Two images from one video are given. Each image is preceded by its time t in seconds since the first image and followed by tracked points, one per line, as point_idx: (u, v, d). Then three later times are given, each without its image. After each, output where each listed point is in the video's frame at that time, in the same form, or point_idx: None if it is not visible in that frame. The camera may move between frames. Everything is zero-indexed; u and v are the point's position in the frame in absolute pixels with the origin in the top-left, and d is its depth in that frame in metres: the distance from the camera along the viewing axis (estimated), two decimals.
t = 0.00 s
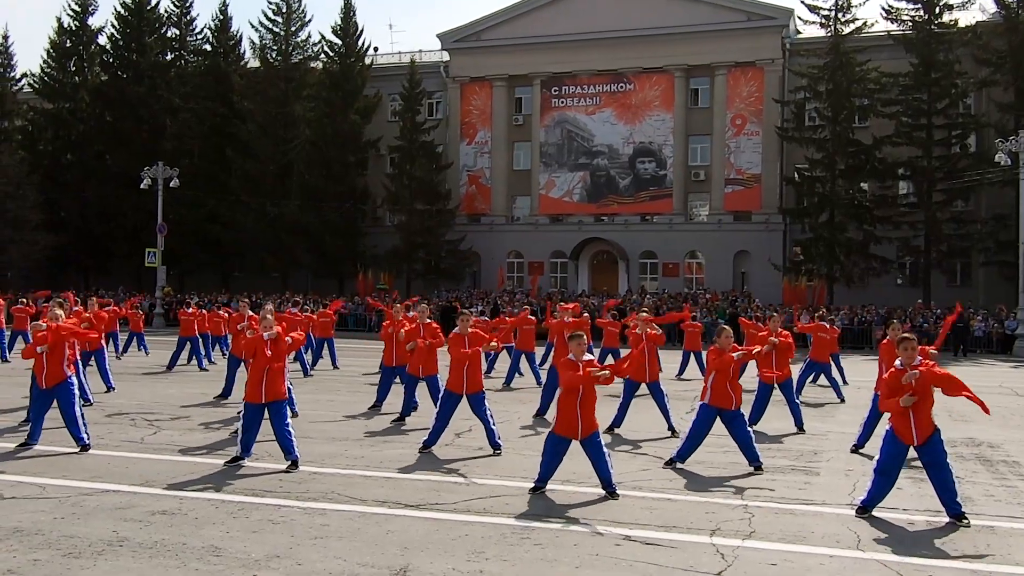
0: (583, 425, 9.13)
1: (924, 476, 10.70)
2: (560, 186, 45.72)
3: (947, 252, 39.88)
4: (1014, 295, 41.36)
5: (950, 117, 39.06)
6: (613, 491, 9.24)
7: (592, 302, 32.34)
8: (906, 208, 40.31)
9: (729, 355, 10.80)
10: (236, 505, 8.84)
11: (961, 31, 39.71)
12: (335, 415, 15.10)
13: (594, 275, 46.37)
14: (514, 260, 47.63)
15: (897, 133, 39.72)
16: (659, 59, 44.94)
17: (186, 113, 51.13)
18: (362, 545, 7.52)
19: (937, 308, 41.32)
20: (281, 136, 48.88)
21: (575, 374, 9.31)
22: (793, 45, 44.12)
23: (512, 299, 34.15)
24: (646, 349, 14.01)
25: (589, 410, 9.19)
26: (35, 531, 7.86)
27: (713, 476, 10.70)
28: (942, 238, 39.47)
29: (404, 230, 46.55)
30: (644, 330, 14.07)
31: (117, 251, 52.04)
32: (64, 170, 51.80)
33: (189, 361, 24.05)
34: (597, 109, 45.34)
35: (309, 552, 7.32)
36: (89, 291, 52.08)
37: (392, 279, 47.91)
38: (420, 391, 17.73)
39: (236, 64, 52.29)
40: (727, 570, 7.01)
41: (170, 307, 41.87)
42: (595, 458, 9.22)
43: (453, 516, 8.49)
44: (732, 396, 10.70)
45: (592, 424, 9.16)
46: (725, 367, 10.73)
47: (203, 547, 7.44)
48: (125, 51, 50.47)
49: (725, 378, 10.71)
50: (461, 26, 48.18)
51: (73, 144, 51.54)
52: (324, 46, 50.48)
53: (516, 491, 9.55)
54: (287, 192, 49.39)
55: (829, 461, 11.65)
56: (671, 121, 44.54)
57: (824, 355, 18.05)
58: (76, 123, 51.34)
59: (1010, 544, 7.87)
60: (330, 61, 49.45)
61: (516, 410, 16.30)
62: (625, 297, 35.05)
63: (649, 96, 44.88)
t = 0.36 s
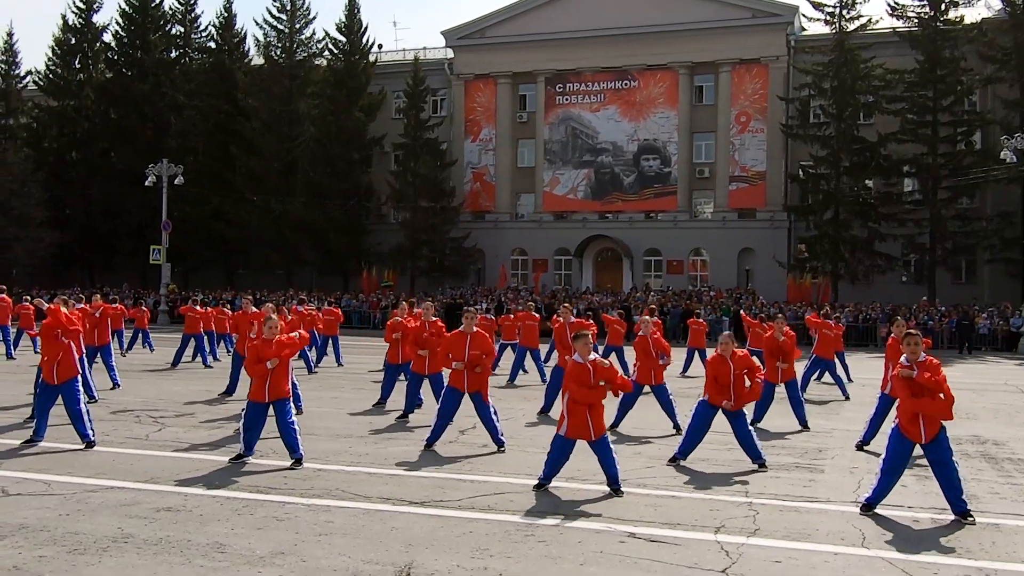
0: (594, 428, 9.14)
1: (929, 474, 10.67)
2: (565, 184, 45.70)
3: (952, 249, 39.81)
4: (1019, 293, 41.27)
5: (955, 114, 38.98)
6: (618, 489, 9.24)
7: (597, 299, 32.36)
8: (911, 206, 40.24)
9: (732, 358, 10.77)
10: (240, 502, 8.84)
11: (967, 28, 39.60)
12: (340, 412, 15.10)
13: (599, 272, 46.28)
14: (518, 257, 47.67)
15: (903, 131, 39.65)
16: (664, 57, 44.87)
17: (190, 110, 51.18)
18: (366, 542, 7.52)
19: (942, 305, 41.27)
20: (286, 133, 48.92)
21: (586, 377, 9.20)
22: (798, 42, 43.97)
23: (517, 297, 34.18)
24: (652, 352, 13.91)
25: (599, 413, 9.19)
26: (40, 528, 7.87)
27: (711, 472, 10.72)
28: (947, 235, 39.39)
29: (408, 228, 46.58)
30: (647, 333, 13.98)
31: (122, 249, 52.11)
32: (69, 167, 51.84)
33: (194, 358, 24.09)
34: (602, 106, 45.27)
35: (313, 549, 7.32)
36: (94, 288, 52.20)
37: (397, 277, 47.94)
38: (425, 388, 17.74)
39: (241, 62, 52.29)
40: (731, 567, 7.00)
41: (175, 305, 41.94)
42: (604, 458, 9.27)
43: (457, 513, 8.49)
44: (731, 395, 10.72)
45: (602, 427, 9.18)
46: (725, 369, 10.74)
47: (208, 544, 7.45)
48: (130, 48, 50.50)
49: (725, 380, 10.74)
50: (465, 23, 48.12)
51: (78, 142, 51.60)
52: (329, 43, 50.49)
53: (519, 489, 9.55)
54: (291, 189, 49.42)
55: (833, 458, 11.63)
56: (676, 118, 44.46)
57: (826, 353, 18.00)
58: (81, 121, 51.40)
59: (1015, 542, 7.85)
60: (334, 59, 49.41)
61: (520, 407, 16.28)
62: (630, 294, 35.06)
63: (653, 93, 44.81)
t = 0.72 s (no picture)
0: (597, 411, 9.25)
1: (933, 472, 10.65)
2: (569, 182, 45.69)
3: (957, 248, 39.72)
4: None
5: (961, 112, 38.92)
6: (622, 486, 9.26)
7: (601, 297, 32.35)
8: (917, 204, 40.16)
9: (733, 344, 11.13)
10: (245, 499, 8.85)
11: (973, 26, 39.50)
12: (344, 410, 15.11)
13: (603, 271, 46.17)
14: (523, 255, 47.64)
15: (908, 129, 39.57)
16: (670, 54, 44.79)
17: (195, 107, 51.26)
18: (371, 539, 7.53)
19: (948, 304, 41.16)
20: (290, 130, 48.95)
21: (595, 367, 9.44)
22: (804, 40, 43.83)
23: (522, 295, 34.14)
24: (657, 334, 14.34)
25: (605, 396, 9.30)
26: (46, 524, 7.90)
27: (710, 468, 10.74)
28: (953, 233, 39.31)
29: (413, 225, 46.61)
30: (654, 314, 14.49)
31: (127, 246, 52.14)
32: (74, 165, 51.87)
33: (198, 355, 24.11)
34: (606, 104, 45.16)
35: (317, 546, 7.34)
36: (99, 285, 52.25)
37: (401, 274, 47.94)
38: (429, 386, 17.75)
39: (246, 59, 52.31)
40: (735, 565, 7.01)
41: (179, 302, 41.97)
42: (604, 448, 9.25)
43: (462, 511, 8.50)
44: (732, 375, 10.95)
45: (607, 413, 9.27)
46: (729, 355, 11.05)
47: (213, 540, 7.47)
48: (135, 45, 50.51)
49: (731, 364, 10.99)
50: (470, 20, 48.10)
51: (83, 139, 51.65)
52: (333, 41, 50.51)
53: (523, 487, 9.54)
54: (296, 187, 49.44)
55: (838, 457, 11.62)
56: (681, 116, 44.41)
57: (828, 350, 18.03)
58: (86, 118, 51.44)
59: (1020, 541, 7.84)
60: (339, 56, 49.40)
61: (525, 405, 16.28)
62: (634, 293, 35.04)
63: (658, 91, 44.73)
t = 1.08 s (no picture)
0: (597, 416, 9.16)
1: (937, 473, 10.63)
2: (573, 181, 45.74)
3: (961, 248, 39.68)
4: None
5: (964, 111, 38.95)
6: (599, 484, 9.28)
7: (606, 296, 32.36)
8: (920, 203, 40.15)
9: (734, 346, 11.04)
10: (248, 498, 8.87)
11: (977, 25, 39.48)
12: (347, 408, 15.10)
13: (607, 269, 46.24)
14: (526, 255, 47.67)
15: (912, 128, 39.53)
16: (674, 53, 44.78)
17: (199, 107, 51.36)
18: (374, 538, 7.54)
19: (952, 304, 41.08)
20: (294, 129, 49.00)
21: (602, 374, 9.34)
22: (807, 39, 43.79)
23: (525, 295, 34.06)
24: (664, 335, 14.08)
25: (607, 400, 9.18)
26: (50, 523, 7.91)
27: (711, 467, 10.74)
28: (957, 233, 39.30)
29: (417, 224, 46.68)
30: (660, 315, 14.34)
31: (131, 245, 52.19)
32: (79, 163, 51.93)
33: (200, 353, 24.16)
34: (610, 103, 45.16)
35: (321, 545, 7.34)
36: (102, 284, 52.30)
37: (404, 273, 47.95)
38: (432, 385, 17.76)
39: (249, 58, 52.39)
40: (738, 565, 7.00)
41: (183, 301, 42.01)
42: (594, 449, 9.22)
43: (465, 509, 8.51)
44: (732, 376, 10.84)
45: (607, 419, 9.19)
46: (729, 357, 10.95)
47: (216, 540, 7.47)
48: (139, 44, 50.60)
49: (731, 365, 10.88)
50: (474, 19, 48.11)
51: (87, 138, 51.75)
52: (337, 40, 50.59)
53: (525, 486, 9.54)
54: (300, 186, 49.47)
55: (840, 457, 11.58)
56: (684, 115, 44.44)
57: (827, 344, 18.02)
58: (90, 117, 51.50)
59: None
60: (343, 55, 49.43)
61: (528, 404, 16.26)
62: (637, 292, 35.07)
63: (662, 90, 44.76)
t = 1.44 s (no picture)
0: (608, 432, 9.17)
1: (940, 473, 10.62)
2: (575, 181, 45.72)
3: (964, 248, 39.63)
4: None
5: (967, 111, 38.87)
6: (639, 487, 9.26)
7: (608, 296, 32.33)
8: (923, 203, 40.11)
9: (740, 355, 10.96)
10: (251, 498, 8.87)
11: (979, 25, 39.42)
12: (350, 409, 15.13)
13: (610, 269, 46.24)
14: (529, 255, 47.68)
15: (915, 128, 39.51)
16: (676, 54, 44.77)
17: (201, 107, 51.43)
18: (376, 538, 7.55)
19: (955, 304, 41.02)
20: (297, 130, 49.00)
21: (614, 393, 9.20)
22: (810, 39, 43.78)
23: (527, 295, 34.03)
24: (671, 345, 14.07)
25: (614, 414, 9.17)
26: (52, 523, 7.92)
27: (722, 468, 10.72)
28: (960, 232, 39.23)
29: (419, 224, 46.70)
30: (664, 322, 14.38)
31: (133, 245, 52.26)
32: (82, 164, 51.99)
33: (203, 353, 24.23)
34: (612, 103, 45.16)
35: (324, 545, 7.35)
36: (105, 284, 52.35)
37: (407, 273, 47.92)
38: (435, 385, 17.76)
39: (252, 58, 52.39)
40: (740, 565, 7.01)
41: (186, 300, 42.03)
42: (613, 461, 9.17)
43: (467, 510, 8.51)
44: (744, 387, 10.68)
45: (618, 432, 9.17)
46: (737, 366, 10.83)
47: (218, 539, 7.48)
48: (142, 45, 50.68)
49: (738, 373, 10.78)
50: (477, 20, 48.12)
51: (90, 138, 51.80)
52: (340, 41, 50.62)
53: (529, 486, 9.55)
54: (303, 186, 49.48)
55: (844, 458, 11.57)
56: (687, 116, 44.41)
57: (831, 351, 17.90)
58: (93, 118, 51.57)
59: None
60: (345, 56, 49.45)
61: (531, 404, 16.27)
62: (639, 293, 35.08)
63: (664, 90, 44.72)
